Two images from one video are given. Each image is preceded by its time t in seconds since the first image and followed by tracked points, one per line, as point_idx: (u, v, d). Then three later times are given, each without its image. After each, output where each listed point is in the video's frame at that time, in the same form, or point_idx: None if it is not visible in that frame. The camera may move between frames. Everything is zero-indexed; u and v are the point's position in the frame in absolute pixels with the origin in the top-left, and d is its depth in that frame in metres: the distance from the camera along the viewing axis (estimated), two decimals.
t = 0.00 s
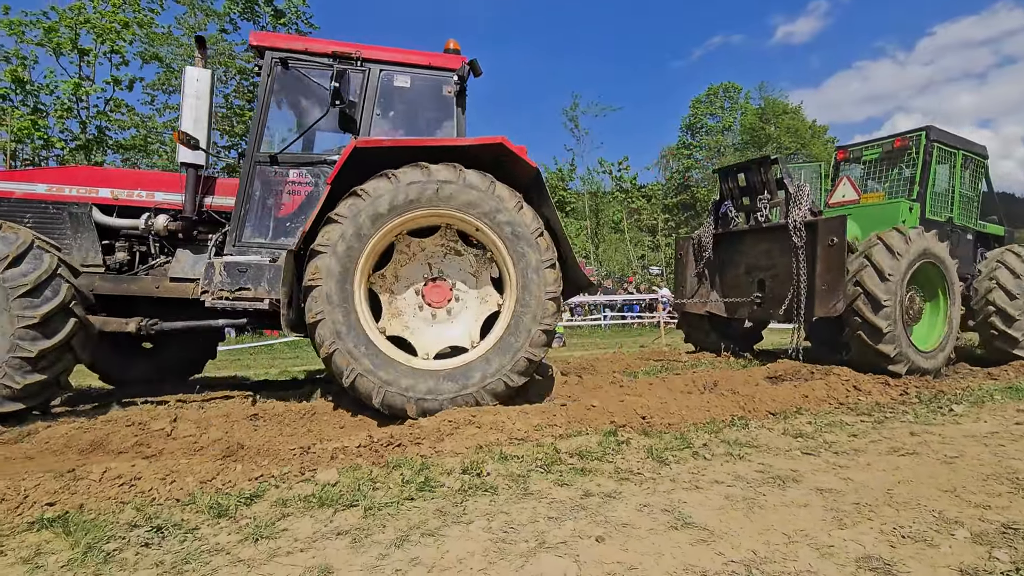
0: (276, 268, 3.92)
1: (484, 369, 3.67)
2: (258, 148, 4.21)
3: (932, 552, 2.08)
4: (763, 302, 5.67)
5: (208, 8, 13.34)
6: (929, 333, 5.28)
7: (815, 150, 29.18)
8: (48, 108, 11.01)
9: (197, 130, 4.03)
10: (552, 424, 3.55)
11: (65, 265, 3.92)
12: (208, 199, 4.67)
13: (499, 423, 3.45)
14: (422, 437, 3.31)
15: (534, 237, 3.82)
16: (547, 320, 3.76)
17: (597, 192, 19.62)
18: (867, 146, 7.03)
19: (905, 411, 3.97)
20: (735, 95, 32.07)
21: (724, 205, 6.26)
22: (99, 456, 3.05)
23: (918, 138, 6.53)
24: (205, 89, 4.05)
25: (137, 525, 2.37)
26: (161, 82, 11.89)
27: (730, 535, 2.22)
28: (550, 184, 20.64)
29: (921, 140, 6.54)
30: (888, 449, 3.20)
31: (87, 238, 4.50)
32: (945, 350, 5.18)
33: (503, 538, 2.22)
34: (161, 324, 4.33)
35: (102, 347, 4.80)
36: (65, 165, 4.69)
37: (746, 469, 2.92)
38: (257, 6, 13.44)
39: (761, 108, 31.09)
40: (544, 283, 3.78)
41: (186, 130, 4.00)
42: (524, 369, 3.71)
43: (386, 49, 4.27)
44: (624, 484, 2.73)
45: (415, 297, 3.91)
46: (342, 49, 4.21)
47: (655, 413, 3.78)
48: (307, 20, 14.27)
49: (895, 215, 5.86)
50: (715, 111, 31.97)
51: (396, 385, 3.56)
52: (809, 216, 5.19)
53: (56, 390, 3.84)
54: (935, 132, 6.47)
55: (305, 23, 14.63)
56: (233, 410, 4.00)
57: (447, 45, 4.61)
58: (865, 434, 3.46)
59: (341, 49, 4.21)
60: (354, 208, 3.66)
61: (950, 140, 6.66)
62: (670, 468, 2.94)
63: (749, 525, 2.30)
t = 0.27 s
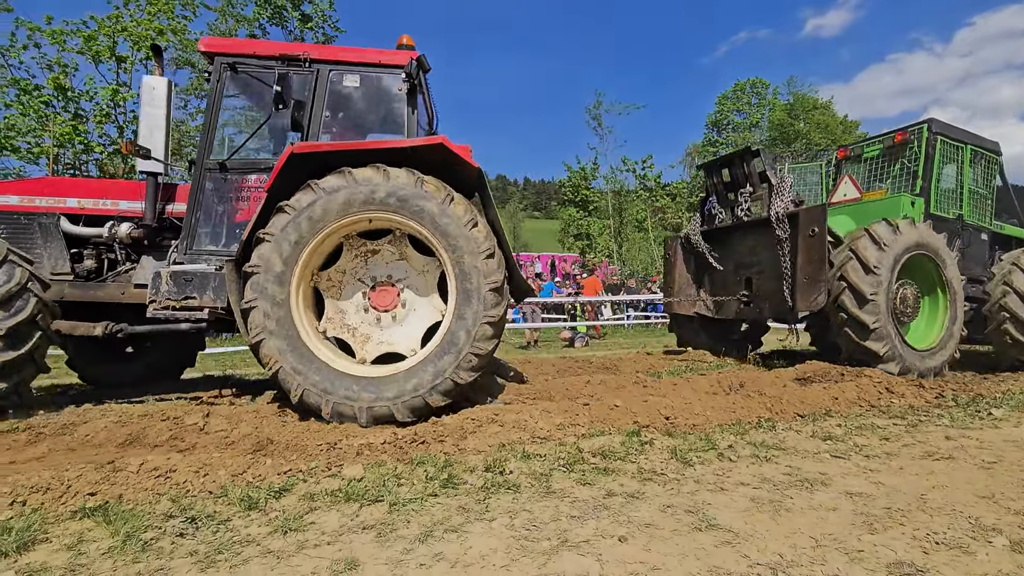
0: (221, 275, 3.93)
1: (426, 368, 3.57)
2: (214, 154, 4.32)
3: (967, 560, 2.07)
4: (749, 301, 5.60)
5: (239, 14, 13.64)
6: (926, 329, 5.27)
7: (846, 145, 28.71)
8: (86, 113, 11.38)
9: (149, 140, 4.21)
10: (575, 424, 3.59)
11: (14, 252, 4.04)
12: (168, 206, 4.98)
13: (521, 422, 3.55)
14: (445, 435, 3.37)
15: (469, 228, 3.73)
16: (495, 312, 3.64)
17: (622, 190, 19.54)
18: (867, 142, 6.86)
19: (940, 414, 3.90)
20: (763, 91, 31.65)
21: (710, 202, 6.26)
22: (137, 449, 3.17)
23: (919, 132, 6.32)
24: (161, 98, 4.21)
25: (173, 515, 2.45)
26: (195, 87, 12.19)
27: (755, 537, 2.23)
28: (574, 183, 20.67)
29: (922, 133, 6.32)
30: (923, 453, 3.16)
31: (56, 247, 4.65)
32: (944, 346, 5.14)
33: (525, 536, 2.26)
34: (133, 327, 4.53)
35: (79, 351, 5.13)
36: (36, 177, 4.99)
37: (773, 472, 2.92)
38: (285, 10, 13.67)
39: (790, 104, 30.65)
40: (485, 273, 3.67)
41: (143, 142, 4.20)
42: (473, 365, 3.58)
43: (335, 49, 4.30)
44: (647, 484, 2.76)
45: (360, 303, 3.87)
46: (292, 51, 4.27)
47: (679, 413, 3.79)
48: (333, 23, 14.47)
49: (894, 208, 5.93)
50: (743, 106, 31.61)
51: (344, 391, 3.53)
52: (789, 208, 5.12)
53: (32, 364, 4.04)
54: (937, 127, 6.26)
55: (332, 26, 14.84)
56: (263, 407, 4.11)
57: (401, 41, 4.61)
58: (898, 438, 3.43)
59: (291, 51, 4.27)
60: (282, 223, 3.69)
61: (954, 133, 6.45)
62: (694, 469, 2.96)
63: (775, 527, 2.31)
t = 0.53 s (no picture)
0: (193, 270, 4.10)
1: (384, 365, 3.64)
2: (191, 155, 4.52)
3: (1008, 569, 2.03)
4: (740, 301, 5.36)
5: (272, 22, 13.93)
6: (928, 329, 5.06)
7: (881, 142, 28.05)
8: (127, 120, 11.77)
9: (133, 143, 4.45)
10: (601, 425, 3.61)
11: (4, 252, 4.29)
12: (152, 208, 5.22)
13: (547, 422, 3.59)
14: (471, 434, 3.42)
15: (425, 222, 3.78)
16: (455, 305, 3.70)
17: (650, 189, 19.39)
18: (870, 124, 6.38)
19: (981, 419, 3.81)
20: (795, 86, 31.09)
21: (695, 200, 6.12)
22: (176, 443, 3.29)
23: (924, 112, 5.83)
24: (147, 103, 4.45)
25: (211, 507, 2.54)
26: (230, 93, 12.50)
27: (786, 542, 2.22)
28: (601, 183, 20.61)
29: (927, 113, 5.83)
30: (963, 460, 3.10)
31: (47, 247, 4.83)
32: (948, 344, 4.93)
33: (551, 536, 2.29)
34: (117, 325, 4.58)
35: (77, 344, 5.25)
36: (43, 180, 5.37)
37: (805, 476, 2.90)
38: (315, 16, 13.91)
39: (823, 100, 30.06)
40: (444, 268, 3.72)
41: (126, 145, 4.45)
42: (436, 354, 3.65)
43: (309, 52, 4.36)
44: (674, 487, 2.77)
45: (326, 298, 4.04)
46: (267, 53, 4.33)
47: (707, 416, 3.79)
48: (362, 28, 14.67)
49: (897, 196, 5.55)
50: (774, 103, 31.11)
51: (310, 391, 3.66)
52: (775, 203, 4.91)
53: (31, 347, 4.31)
54: (943, 104, 5.75)
55: (361, 31, 15.05)
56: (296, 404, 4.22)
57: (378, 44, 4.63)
58: (937, 444, 3.37)
59: (265, 54, 4.34)
60: (243, 224, 3.84)
61: (965, 109, 5.92)
62: (723, 471, 2.96)
63: (807, 532, 2.31)
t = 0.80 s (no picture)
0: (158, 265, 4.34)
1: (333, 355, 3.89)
2: (166, 159, 4.72)
3: None
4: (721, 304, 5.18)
5: (307, 29, 14.25)
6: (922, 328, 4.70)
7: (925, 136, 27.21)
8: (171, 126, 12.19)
9: (109, 153, 4.59)
10: (631, 425, 3.65)
11: None
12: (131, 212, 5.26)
13: (577, 421, 3.64)
14: (502, 432, 3.49)
15: (363, 208, 4.03)
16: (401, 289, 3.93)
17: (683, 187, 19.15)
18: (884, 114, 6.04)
19: None
20: (834, 80, 30.36)
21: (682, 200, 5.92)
22: (221, 436, 3.44)
23: (938, 101, 5.41)
24: (124, 113, 4.56)
25: (254, 498, 2.66)
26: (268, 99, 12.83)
27: (822, 546, 2.23)
28: (633, 182, 20.49)
29: (941, 103, 5.40)
30: (1011, 466, 3.04)
31: (34, 252, 4.97)
32: (951, 338, 4.58)
33: (581, 533, 2.34)
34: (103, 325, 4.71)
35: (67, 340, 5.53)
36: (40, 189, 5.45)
37: (842, 479, 2.90)
38: (349, 22, 14.17)
39: (864, 93, 29.27)
40: (386, 252, 3.96)
41: (104, 154, 4.59)
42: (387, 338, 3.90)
43: (273, 61, 4.54)
44: (706, 488, 2.79)
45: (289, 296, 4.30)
46: (233, 63, 4.53)
47: (740, 417, 3.79)
48: (395, 32, 14.89)
49: (904, 192, 5.15)
50: (812, 97, 30.43)
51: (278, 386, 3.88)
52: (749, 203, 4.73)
53: (20, 347, 4.44)
54: (961, 92, 5.30)
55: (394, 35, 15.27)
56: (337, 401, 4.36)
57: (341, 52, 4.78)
58: (985, 449, 3.31)
59: (232, 64, 4.53)
60: (207, 217, 4.08)
61: (987, 97, 5.44)
62: (757, 474, 2.96)
63: (844, 537, 2.31)
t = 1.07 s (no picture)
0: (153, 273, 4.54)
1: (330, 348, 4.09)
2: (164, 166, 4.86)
3: None
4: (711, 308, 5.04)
5: (347, 34, 14.56)
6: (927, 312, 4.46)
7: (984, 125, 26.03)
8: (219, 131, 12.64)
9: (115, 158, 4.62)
10: (667, 425, 3.66)
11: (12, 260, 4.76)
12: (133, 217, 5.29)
13: (611, 421, 3.67)
14: (536, 430, 3.55)
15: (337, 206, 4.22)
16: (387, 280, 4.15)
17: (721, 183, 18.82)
18: (889, 103, 5.53)
19: None
20: (885, 68, 29.30)
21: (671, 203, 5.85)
22: (267, 430, 3.58)
23: (943, 85, 4.95)
24: (128, 121, 4.72)
25: (298, 488, 2.77)
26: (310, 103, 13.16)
27: (866, 554, 2.22)
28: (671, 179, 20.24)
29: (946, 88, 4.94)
30: None
31: (46, 253, 5.28)
32: (963, 302, 4.37)
33: (615, 533, 2.37)
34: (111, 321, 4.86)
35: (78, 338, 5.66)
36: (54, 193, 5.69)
37: (889, 486, 2.86)
38: (387, 26, 14.40)
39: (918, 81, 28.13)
40: (362, 241, 4.16)
41: (107, 164, 4.64)
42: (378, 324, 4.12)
43: (267, 70, 4.69)
44: (744, 491, 2.79)
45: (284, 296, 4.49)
46: (229, 73, 4.69)
47: (781, 420, 3.74)
48: (432, 34, 15.07)
49: (906, 185, 4.84)
50: (862, 87, 29.44)
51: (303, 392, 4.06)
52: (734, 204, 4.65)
53: (38, 326, 4.53)
54: (968, 75, 4.86)
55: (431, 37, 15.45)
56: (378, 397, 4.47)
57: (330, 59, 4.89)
58: None
59: (227, 73, 4.69)
60: (193, 232, 4.27)
61: (997, 78, 4.96)
62: (798, 478, 2.95)
63: (890, 545, 2.29)
